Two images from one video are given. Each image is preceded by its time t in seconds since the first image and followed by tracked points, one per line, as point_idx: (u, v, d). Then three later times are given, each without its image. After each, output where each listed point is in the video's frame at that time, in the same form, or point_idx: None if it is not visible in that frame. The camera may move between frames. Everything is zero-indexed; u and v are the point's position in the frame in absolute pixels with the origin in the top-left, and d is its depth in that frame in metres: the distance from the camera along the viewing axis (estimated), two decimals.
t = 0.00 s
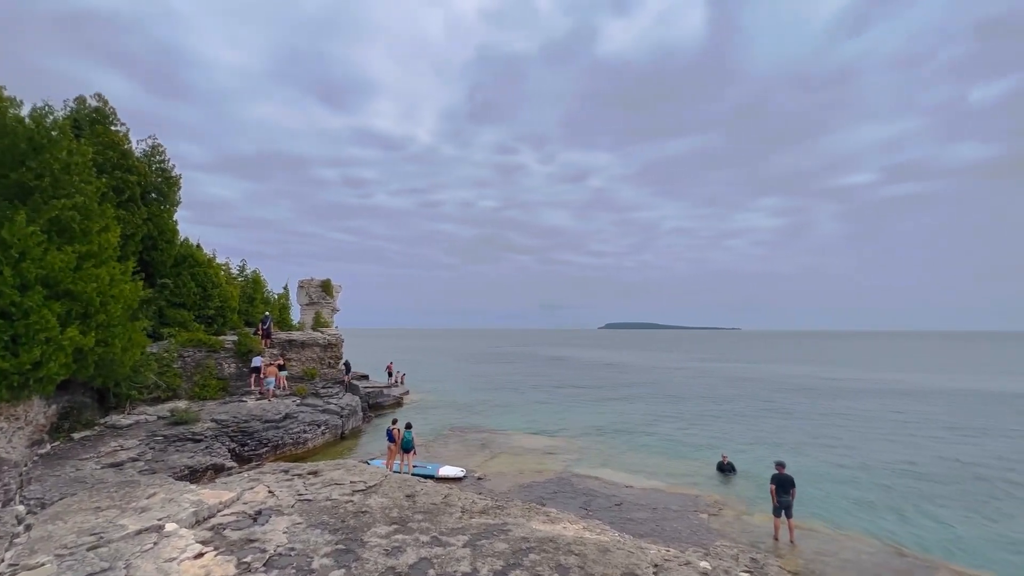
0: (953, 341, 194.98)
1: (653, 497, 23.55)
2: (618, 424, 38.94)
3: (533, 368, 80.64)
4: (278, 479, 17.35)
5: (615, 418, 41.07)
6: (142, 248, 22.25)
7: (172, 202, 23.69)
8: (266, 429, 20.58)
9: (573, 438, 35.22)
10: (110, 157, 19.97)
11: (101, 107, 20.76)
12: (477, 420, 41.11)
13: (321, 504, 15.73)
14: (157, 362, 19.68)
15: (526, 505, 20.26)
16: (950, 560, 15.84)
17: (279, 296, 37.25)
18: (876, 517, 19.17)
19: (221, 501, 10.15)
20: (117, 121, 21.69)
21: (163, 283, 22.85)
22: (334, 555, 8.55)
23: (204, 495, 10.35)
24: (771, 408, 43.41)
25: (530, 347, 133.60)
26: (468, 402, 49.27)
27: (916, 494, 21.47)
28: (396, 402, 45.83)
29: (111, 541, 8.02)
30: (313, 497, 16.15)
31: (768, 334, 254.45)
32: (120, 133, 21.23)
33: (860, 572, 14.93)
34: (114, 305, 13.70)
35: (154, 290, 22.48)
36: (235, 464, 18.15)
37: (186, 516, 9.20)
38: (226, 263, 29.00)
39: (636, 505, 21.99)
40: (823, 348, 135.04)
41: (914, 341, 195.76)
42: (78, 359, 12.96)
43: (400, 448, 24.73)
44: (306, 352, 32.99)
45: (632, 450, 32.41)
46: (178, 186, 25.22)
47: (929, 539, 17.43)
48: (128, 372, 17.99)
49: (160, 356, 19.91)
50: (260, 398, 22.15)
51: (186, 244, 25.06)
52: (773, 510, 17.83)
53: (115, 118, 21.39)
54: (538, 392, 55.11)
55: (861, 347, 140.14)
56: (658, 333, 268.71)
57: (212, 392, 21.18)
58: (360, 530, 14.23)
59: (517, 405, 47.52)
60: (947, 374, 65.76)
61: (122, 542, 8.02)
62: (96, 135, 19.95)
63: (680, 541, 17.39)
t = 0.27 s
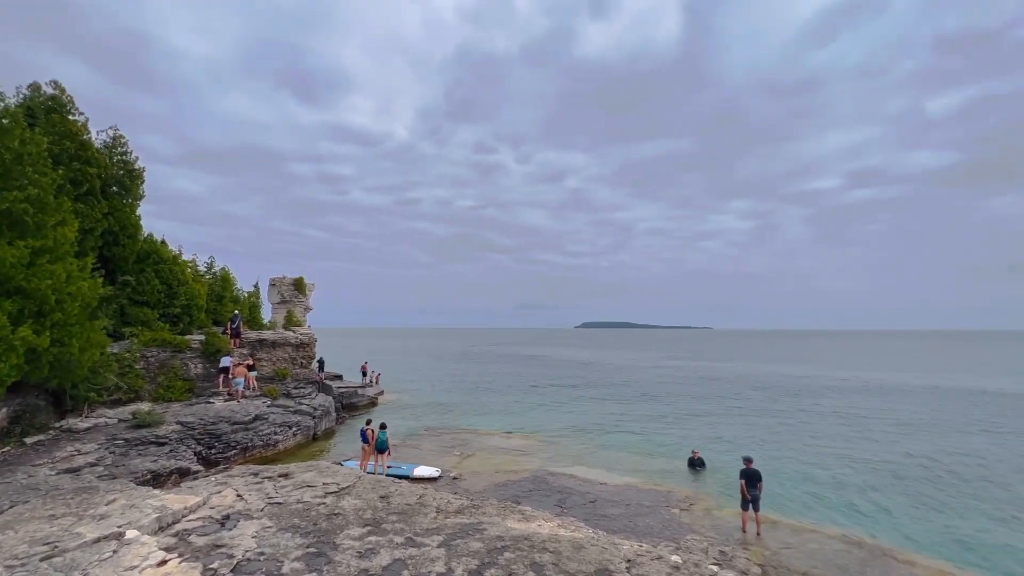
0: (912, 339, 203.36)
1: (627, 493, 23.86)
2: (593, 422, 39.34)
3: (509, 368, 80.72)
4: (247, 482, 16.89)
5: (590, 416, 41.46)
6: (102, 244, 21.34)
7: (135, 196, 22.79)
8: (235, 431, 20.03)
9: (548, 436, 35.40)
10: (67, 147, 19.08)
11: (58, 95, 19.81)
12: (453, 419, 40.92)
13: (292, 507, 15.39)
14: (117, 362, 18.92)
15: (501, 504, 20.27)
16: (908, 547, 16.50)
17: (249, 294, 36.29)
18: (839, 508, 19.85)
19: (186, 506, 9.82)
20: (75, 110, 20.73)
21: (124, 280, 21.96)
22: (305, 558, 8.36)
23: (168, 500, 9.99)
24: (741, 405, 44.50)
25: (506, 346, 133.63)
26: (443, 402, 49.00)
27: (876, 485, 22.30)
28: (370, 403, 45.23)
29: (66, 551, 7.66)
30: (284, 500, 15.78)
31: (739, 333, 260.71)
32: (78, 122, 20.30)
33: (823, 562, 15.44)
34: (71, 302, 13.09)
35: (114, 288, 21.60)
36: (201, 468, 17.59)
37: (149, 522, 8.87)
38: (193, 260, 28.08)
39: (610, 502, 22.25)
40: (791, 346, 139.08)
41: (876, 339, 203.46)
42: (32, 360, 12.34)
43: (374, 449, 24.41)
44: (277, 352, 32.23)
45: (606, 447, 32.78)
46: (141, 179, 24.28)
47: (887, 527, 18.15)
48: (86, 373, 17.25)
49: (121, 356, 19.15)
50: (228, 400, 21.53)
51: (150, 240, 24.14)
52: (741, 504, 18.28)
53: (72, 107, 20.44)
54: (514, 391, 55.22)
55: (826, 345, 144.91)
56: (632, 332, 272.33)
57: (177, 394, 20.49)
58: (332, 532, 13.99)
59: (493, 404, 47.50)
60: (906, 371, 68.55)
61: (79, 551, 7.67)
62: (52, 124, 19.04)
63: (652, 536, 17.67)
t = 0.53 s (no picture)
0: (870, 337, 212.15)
1: (598, 489, 24.17)
2: (566, 420, 39.67)
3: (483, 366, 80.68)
4: (210, 486, 16.38)
5: (562, 414, 41.80)
6: (53, 238, 20.30)
7: (90, 188, 21.73)
8: (198, 433, 19.38)
9: (522, 435, 35.51)
10: (15, 135, 18.06)
11: (5, 79, 18.71)
12: (426, 418, 40.62)
13: (258, 510, 14.99)
14: (70, 363, 18.06)
15: (473, 503, 20.23)
16: (863, 535, 17.21)
17: (214, 291, 35.15)
18: (800, 500, 20.58)
19: (144, 512, 9.45)
20: (24, 95, 19.62)
21: (78, 276, 20.96)
22: (271, 563, 8.16)
23: (125, 507, 9.58)
24: (710, 402, 45.58)
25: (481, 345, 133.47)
26: (416, 401, 48.58)
27: (835, 476, 23.20)
28: (341, 403, 44.49)
29: (11, 563, 7.27)
30: (249, 503, 15.36)
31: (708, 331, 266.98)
32: (27, 109, 19.21)
33: (784, 552, 15.97)
34: (17, 299, 12.39)
35: (67, 285, 20.59)
36: (161, 472, 16.95)
37: (104, 529, 8.49)
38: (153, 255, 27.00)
39: (581, 498, 22.49)
40: (757, 344, 143.22)
41: (837, 337, 211.47)
42: None
43: (344, 449, 24.02)
44: (243, 351, 31.32)
45: (579, 444, 33.11)
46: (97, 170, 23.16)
47: (844, 516, 18.90)
48: (35, 374, 16.40)
49: (74, 356, 18.28)
50: (191, 400, 20.81)
51: (107, 234, 23.07)
52: (707, 497, 18.76)
53: (20, 92, 19.33)
54: (488, 390, 55.20)
55: (791, 343, 149.75)
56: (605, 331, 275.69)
57: (136, 395, 19.70)
58: (300, 535, 13.71)
59: (467, 403, 47.37)
60: (865, 368, 71.43)
61: (25, 563, 7.28)
62: None
63: (622, 531, 17.95)
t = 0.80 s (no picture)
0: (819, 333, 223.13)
1: (560, 483, 24.49)
2: (530, 416, 39.93)
3: (448, 363, 80.22)
4: (157, 491, 15.64)
5: (527, 411, 42.03)
6: None
7: (23, 174, 20.19)
8: (144, 436, 18.46)
9: (486, 431, 35.51)
10: None
11: None
12: (389, 417, 40.05)
13: (209, 515, 14.43)
14: None
15: (436, 501, 20.11)
16: (808, 521, 18.13)
17: (163, 287, 33.47)
18: (751, 489, 21.48)
19: (82, 521, 8.93)
20: None
21: (8, 269, 19.52)
22: (221, 570, 7.86)
23: (60, 516, 9.01)
24: (669, 396, 46.87)
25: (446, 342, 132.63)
26: (379, 399, 47.84)
27: (784, 466, 24.32)
28: (301, 402, 43.30)
29: None
30: (200, 508, 14.76)
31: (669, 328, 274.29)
32: None
33: (735, 539, 16.64)
34: None
35: None
36: (102, 478, 16.06)
37: (36, 541, 7.97)
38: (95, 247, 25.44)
39: (544, 493, 22.73)
40: (715, 340, 148.23)
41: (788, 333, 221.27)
42: None
43: (302, 449, 23.40)
44: (195, 349, 30.01)
45: (542, 440, 33.43)
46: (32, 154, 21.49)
47: (791, 503, 19.87)
48: None
49: (4, 356, 17.06)
50: (136, 402, 19.79)
51: (42, 225, 21.60)
52: (664, 489, 19.32)
53: None
54: (453, 387, 54.92)
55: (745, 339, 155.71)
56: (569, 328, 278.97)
57: (75, 397, 18.58)
58: (254, 539, 13.28)
59: (431, 400, 46.99)
60: (814, 363, 75.06)
61: None
62: None
63: (583, 524, 18.26)
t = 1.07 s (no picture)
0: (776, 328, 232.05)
1: (525, 478, 24.68)
2: (496, 412, 40.00)
3: (414, 360, 79.43)
4: (100, 496, 14.88)
5: (493, 407, 42.08)
6: None
7: None
8: (86, 439, 17.50)
9: (451, 428, 35.37)
10: None
11: None
12: (352, 414, 39.36)
13: (157, 520, 13.84)
14: None
15: (399, 498, 19.92)
16: (760, 508, 18.91)
17: (111, 281, 31.73)
18: (707, 479, 22.25)
19: (14, 531, 8.40)
20: None
21: None
22: None
23: None
24: (633, 390, 47.87)
25: (413, 338, 131.26)
26: (342, 396, 46.94)
27: (739, 456, 25.27)
28: (260, 400, 42.00)
29: None
30: (147, 513, 14.14)
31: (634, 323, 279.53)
32: None
33: (691, 528, 17.21)
34: None
35: None
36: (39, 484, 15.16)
37: None
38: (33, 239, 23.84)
39: (508, 488, 22.87)
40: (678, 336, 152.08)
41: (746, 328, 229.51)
42: None
43: (260, 450, 22.72)
44: (145, 347, 28.62)
45: (508, 435, 33.57)
46: None
47: (744, 492, 20.68)
48: None
49: None
50: (79, 403, 18.74)
51: None
52: (625, 481, 19.76)
53: None
54: (418, 384, 54.41)
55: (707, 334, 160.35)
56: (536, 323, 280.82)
57: (9, 398, 17.43)
58: (206, 544, 12.82)
59: (396, 397, 46.43)
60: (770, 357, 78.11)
61: None
62: None
63: (546, 517, 18.48)
